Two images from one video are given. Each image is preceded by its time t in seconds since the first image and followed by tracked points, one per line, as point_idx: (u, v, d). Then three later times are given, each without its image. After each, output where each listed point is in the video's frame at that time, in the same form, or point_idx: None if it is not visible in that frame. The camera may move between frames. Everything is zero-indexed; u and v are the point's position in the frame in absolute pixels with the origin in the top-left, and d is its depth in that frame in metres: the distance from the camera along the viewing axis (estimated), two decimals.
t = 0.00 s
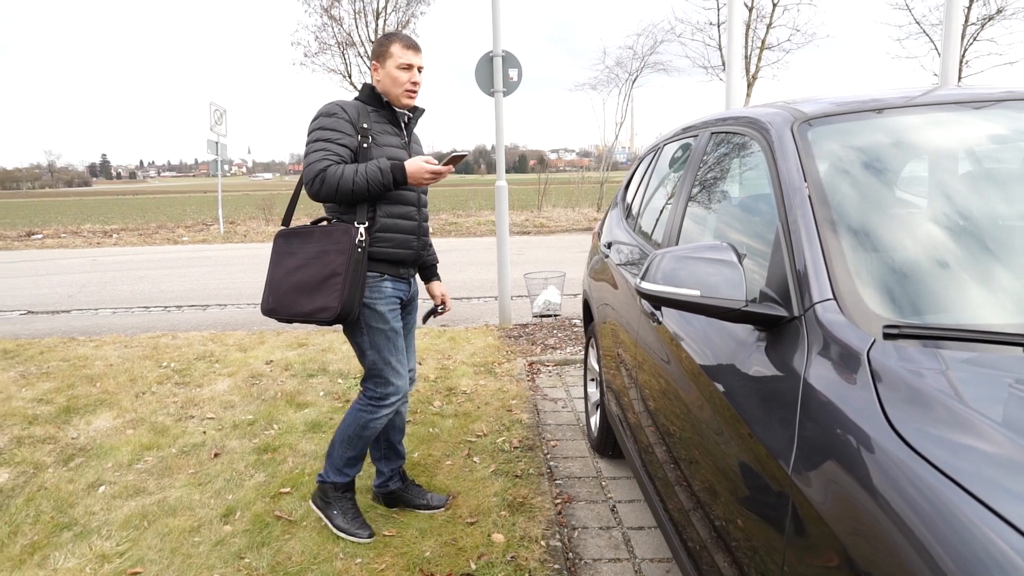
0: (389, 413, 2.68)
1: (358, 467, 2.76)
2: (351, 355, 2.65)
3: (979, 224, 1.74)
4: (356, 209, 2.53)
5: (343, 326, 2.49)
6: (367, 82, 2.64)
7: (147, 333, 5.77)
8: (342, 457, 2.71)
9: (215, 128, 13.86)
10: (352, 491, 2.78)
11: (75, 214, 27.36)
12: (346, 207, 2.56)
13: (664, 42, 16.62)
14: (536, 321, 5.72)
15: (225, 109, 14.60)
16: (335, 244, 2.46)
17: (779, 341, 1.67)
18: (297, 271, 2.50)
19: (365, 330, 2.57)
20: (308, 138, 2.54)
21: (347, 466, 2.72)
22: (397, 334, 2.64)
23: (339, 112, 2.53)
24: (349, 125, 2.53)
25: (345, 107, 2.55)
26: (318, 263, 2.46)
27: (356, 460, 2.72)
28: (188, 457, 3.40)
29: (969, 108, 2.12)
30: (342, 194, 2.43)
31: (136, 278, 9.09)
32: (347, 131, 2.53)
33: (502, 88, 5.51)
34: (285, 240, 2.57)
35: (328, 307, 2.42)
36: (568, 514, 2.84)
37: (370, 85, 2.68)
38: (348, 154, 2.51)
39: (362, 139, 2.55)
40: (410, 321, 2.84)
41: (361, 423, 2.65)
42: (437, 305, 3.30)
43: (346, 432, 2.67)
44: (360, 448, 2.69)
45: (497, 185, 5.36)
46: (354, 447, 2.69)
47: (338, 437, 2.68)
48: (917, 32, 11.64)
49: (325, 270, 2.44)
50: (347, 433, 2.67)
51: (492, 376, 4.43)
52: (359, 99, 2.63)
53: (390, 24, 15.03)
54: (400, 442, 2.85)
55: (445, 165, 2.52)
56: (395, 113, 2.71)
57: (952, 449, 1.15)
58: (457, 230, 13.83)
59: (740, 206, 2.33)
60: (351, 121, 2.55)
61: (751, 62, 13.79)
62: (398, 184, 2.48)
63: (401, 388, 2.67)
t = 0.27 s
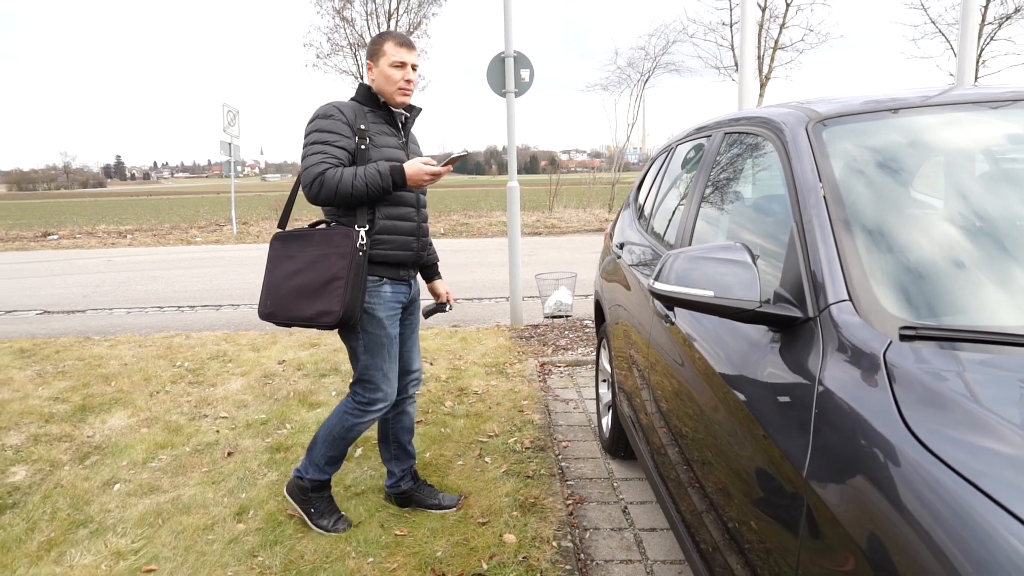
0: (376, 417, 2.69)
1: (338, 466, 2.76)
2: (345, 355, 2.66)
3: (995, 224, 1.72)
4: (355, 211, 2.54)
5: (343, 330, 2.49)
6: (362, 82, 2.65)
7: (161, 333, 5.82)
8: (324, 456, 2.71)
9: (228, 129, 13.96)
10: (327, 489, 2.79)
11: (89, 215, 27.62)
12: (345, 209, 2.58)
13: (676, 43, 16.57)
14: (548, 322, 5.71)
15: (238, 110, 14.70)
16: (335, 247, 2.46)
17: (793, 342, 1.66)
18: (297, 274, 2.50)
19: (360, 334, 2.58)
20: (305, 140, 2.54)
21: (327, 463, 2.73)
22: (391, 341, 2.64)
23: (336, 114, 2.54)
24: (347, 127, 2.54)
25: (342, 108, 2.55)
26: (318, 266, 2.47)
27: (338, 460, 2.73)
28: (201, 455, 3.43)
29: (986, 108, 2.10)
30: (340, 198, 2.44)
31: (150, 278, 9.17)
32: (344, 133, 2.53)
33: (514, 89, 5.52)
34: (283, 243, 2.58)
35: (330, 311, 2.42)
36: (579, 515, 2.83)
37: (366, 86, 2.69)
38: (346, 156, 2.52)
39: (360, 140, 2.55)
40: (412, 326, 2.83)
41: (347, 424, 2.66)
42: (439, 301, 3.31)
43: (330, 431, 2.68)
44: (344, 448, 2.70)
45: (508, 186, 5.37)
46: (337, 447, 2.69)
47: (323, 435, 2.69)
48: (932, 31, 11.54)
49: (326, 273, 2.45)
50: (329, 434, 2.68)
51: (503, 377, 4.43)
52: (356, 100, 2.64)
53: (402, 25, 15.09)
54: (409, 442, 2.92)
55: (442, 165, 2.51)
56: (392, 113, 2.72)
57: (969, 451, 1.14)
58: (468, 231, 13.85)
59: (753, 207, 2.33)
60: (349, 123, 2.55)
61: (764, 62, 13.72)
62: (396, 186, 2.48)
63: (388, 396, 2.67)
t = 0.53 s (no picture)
0: (361, 419, 2.71)
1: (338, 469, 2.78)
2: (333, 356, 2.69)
3: None
4: (342, 213, 2.55)
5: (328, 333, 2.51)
6: (353, 79, 2.64)
7: (184, 328, 5.90)
8: (322, 461, 2.73)
9: (250, 127, 14.11)
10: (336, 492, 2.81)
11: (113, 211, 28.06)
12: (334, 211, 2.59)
13: (697, 39, 16.43)
14: (567, 319, 5.70)
15: (259, 108, 14.84)
16: (320, 250, 2.48)
17: (818, 339, 1.64)
18: (284, 275, 2.53)
19: (346, 337, 2.59)
20: (293, 141, 2.55)
21: (325, 469, 2.75)
22: (377, 343, 2.65)
23: (324, 114, 2.54)
24: (334, 127, 2.54)
25: (330, 108, 2.56)
26: (304, 268, 2.49)
27: (336, 463, 2.75)
28: (224, 449, 3.47)
29: (1016, 102, 2.05)
30: (326, 200, 2.45)
31: (173, 274, 9.29)
32: (332, 134, 2.54)
33: (534, 85, 5.50)
34: (273, 243, 2.60)
35: (313, 315, 2.44)
36: (599, 512, 2.83)
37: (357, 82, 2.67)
38: (333, 156, 2.53)
39: (348, 141, 2.56)
40: (408, 327, 2.82)
41: (335, 427, 2.68)
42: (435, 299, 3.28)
43: (321, 434, 2.71)
44: (339, 452, 2.72)
45: (528, 183, 5.36)
46: (332, 451, 2.72)
47: (316, 438, 2.73)
48: (959, 25, 11.34)
49: (310, 276, 2.47)
50: (323, 438, 2.70)
51: (522, 373, 4.43)
52: (346, 98, 2.64)
53: (422, 23, 15.13)
54: (425, 439, 2.95)
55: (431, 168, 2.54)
56: (383, 112, 2.71)
57: (1000, 450, 1.12)
58: (487, 227, 13.87)
59: (775, 204, 2.30)
60: (337, 123, 2.56)
61: (786, 58, 13.57)
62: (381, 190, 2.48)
63: (372, 397, 2.68)
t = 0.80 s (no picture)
0: (350, 416, 2.74)
1: (343, 468, 2.82)
2: (317, 355, 2.72)
3: None
4: (319, 215, 2.56)
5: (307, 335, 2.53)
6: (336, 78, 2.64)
7: (203, 323, 5.96)
8: (325, 462, 2.77)
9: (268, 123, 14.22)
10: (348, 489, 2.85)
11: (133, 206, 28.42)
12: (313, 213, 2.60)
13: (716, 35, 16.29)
14: (583, 316, 5.69)
15: (277, 105, 14.94)
16: (298, 252, 2.49)
17: (840, 338, 1.60)
18: (263, 277, 2.54)
19: (329, 337, 2.62)
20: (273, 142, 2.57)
21: (332, 470, 2.78)
22: (361, 341, 2.67)
23: (303, 114, 2.55)
24: (312, 129, 2.55)
25: (310, 108, 2.56)
26: (281, 271, 2.50)
27: (339, 463, 2.78)
28: (243, 443, 3.50)
29: None
30: (301, 203, 2.47)
31: (193, 269, 9.39)
32: (311, 135, 2.56)
33: (552, 82, 5.48)
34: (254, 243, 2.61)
35: (289, 318, 2.46)
36: (616, 509, 2.82)
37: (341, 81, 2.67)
38: (311, 158, 2.54)
39: (326, 142, 2.57)
40: (396, 326, 2.84)
41: (327, 427, 2.72)
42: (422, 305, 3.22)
43: (315, 435, 2.74)
44: (337, 451, 2.76)
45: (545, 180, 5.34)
46: (332, 451, 2.76)
47: (313, 439, 2.77)
48: (984, 20, 11.15)
49: (288, 279, 2.48)
50: (320, 439, 2.74)
51: (539, 370, 4.43)
52: (328, 98, 2.64)
53: (439, 19, 15.15)
54: (434, 433, 2.98)
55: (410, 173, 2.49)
56: (366, 112, 2.70)
57: None
58: (504, 224, 13.87)
59: (796, 201, 2.27)
60: (316, 124, 2.57)
61: (806, 54, 13.43)
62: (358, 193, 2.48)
63: (358, 393, 2.72)
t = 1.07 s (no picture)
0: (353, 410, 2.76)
1: (355, 464, 2.84)
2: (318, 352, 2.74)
3: None
4: (319, 214, 2.58)
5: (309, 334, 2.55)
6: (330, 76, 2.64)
7: (219, 320, 6.01)
8: (335, 460, 2.79)
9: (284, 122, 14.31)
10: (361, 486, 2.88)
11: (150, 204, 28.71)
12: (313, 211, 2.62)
13: (731, 33, 16.18)
14: (597, 315, 5.68)
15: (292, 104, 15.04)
16: (298, 252, 2.52)
17: (860, 339, 1.58)
18: (264, 276, 2.56)
19: (331, 334, 2.65)
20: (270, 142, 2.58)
21: (342, 467, 2.80)
22: (363, 337, 2.70)
23: (299, 114, 2.56)
24: (309, 128, 2.56)
25: (305, 107, 2.57)
26: (282, 270, 2.53)
27: (349, 459, 2.80)
28: (258, 439, 3.53)
29: None
30: (300, 203, 2.49)
31: (209, 266, 9.48)
32: (308, 135, 2.57)
33: (567, 81, 5.47)
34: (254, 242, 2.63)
35: (290, 318, 2.49)
36: (630, 509, 2.81)
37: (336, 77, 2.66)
38: (308, 158, 2.55)
39: (323, 141, 2.58)
40: (396, 316, 2.87)
41: (332, 423, 2.75)
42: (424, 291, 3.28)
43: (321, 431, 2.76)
44: (345, 447, 2.78)
45: (560, 179, 5.33)
46: (340, 447, 2.77)
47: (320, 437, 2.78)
48: (1005, 19, 11.00)
49: (288, 279, 2.51)
50: (327, 436, 2.76)
51: (553, 369, 4.43)
52: (323, 95, 2.65)
53: (454, 18, 15.18)
54: (430, 425, 3.02)
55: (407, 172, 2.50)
56: (361, 108, 2.71)
57: None
58: (518, 223, 13.88)
59: (813, 201, 2.25)
60: (312, 123, 2.57)
61: (823, 53, 13.32)
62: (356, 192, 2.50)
63: (361, 388, 2.75)
